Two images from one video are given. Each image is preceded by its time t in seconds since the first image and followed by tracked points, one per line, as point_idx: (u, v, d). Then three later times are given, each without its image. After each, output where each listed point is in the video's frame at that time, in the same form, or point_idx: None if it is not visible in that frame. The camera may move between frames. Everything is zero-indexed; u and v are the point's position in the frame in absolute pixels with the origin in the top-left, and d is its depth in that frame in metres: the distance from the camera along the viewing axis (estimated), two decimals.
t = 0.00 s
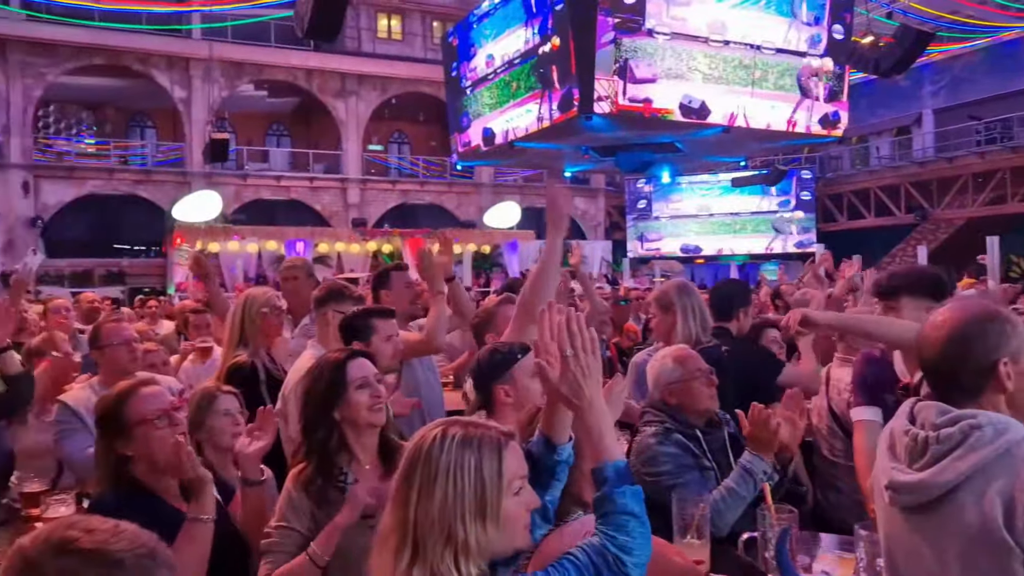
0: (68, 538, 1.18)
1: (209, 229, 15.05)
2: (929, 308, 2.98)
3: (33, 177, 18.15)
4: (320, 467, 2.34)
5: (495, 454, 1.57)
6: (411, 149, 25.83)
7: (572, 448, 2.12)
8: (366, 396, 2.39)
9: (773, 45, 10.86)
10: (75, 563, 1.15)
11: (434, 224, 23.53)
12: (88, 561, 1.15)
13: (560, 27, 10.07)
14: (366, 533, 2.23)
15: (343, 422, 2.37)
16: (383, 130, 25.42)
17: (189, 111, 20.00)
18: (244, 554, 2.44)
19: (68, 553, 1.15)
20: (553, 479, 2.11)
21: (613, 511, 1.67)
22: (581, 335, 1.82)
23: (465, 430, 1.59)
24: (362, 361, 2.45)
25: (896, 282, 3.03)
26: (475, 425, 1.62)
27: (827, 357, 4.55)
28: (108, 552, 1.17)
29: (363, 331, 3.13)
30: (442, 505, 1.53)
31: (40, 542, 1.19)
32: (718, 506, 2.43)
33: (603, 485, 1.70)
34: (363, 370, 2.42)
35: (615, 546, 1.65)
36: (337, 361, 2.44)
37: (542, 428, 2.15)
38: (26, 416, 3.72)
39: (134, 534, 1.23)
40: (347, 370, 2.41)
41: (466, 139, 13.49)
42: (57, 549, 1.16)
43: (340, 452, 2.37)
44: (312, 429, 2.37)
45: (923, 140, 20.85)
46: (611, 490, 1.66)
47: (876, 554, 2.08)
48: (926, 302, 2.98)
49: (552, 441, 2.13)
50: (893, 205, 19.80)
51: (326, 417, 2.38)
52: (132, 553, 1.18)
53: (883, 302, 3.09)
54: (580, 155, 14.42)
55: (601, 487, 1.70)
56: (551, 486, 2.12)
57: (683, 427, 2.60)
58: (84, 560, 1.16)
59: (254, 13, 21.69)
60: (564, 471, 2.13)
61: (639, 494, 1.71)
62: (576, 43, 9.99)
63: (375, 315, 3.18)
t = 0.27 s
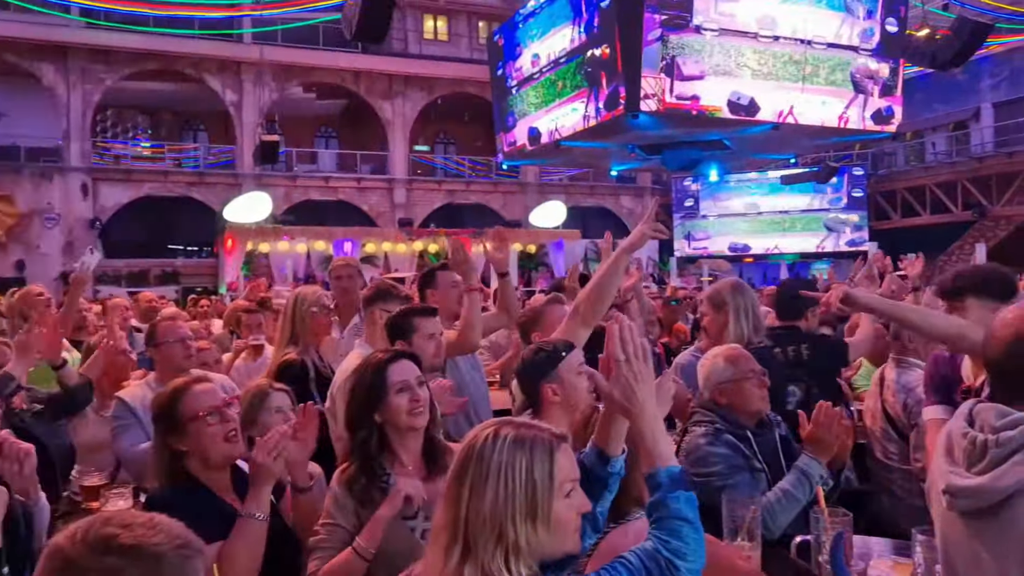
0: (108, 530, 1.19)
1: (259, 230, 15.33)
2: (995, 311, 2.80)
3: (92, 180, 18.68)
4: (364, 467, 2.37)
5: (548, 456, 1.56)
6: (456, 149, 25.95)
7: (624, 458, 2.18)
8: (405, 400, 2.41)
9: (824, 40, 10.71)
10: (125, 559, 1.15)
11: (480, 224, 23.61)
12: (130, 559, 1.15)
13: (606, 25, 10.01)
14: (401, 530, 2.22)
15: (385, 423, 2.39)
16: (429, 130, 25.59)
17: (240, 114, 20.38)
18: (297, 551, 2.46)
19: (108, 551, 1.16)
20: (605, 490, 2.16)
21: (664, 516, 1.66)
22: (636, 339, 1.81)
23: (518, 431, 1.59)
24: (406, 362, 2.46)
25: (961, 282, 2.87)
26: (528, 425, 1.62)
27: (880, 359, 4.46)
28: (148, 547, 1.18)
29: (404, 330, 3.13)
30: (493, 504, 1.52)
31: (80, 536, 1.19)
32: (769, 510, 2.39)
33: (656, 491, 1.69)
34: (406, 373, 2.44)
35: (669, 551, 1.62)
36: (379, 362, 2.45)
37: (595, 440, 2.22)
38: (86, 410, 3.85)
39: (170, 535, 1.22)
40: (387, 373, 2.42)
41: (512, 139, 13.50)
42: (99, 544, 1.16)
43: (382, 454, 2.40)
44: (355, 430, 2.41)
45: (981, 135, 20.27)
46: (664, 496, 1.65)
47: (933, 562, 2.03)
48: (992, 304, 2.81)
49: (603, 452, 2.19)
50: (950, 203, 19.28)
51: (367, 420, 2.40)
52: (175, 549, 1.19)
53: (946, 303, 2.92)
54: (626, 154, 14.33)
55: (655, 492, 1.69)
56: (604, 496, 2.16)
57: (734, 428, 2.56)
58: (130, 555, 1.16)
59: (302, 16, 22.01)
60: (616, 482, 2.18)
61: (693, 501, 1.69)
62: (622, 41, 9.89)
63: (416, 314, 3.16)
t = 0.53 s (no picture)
0: (135, 533, 1.21)
1: (299, 230, 15.51)
2: None
3: (138, 182, 19.07)
4: (396, 468, 2.37)
5: (587, 457, 1.56)
6: (493, 149, 26.00)
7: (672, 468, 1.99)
8: (419, 413, 2.38)
9: (868, 35, 10.57)
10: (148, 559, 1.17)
11: (517, 224, 23.60)
12: (153, 561, 1.17)
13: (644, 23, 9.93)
14: (429, 531, 2.24)
15: (407, 430, 2.38)
16: (467, 131, 25.68)
17: (281, 116, 20.62)
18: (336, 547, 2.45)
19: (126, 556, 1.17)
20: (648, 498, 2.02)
21: (698, 518, 1.65)
22: (677, 341, 1.78)
23: (558, 430, 1.58)
24: (423, 371, 2.43)
25: None
26: (569, 426, 1.62)
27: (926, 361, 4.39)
28: (173, 548, 1.19)
29: (435, 331, 3.14)
30: (531, 503, 1.52)
31: (109, 538, 1.21)
32: (808, 512, 2.35)
33: (689, 493, 1.68)
34: (422, 383, 2.41)
35: (703, 552, 1.61)
36: (397, 370, 2.43)
37: (643, 445, 2.03)
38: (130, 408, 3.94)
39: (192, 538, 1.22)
40: (402, 386, 2.41)
41: (549, 138, 13.48)
42: (123, 547, 1.18)
43: (409, 456, 2.40)
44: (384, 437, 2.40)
45: None
46: (700, 498, 1.64)
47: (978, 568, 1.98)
48: None
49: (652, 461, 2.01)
50: (998, 199, 18.80)
51: (392, 426, 2.40)
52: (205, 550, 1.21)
53: None
54: (664, 152, 14.21)
55: (692, 495, 1.68)
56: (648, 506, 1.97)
57: (773, 430, 2.52)
58: (163, 558, 1.18)
59: (341, 19, 22.24)
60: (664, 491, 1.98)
61: (727, 503, 1.67)
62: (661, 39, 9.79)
63: (448, 314, 3.16)
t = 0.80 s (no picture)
0: (150, 530, 1.23)
1: (330, 231, 15.65)
2: None
3: (171, 184, 19.35)
4: (417, 470, 2.37)
5: (608, 457, 1.56)
6: (522, 149, 26.03)
7: (691, 464, 2.05)
8: (433, 419, 2.34)
9: (901, 31, 10.43)
10: (160, 552, 1.19)
11: (546, 224, 23.60)
12: (165, 555, 1.19)
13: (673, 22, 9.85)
14: (448, 532, 2.23)
15: (420, 438, 2.37)
16: (496, 131, 25.74)
17: (311, 118, 20.82)
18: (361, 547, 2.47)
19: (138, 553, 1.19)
20: (671, 495, 2.04)
21: (726, 525, 1.63)
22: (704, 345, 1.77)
23: (579, 432, 1.58)
24: (427, 382, 2.38)
25: None
26: (588, 426, 1.62)
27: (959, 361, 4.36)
28: (185, 545, 1.21)
29: (457, 330, 3.14)
30: (553, 502, 1.52)
31: (125, 534, 1.23)
32: (836, 516, 2.33)
33: (718, 500, 1.66)
34: (425, 395, 2.36)
35: (726, 560, 1.60)
36: (403, 380, 2.41)
37: (661, 442, 2.10)
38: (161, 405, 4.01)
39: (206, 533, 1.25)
40: (407, 398, 2.39)
41: (578, 138, 13.47)
42: (136, 543, 1.21)
43: (430, 459, 2.38)
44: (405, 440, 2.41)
45: None
46: (725, 504, 1.63)
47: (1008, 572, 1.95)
48: None
49: (669, 457, 2.07)
50: None
51: (407, 432, 2.40)
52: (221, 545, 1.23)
53: None
54: (694, 151, 14.11)
55: (716, 500, 1.66)
56: (670, 502, 2.04)
57: (801, 431, 2.50)
58: (180, 554, 1.20)
59: (371, 20, 22.42)
60: (683, 488, 2.06)
61: (756, 512, 1.66)
62: (691, 37, 9.72)
63: (469, 313, 3.15)
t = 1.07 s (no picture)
0: (141, 533, 1.25)
1: (353, 231, 15.73)
2: None
3: (198, 185, 19.56)
4: (428, 471, 2.39)
5: (607, 454, 1.56)
6: (546, 148, 26.02)
7: (698, 477, 2.02)
8: (443, 418, 2.38)
9: (928, 27, 10.31)
10: (151, 551, 1.22)
11: (569, 223, 23.57)
12: (156, 552, 1.22)
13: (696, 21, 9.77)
14: (460, 533, 2.25)
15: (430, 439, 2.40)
16: (519, 131, 25.74)
17: (336, 119, 20.95)
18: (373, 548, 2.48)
19: (130, 554, 1.22)
20: (676, 508, 2.02)
21: (727, 531, 1.62)
22: (709, 353, 1.74)
23: (577, 430, 1.59)
24: (431, 384, 2.40)
25: None
26: (587, 424, 1.62)
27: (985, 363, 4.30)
28: (173, 544, 1.23)
29: (472, 330, 3.16)
30: (553, 502, 1.53)
31: (114, 537, 1.27)
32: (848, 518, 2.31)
33: (721, 505, 1.65)
34: (431, 396, 2.40)
35: (728, 565, 1.57)
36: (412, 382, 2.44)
37: (668, 455, 2.04)
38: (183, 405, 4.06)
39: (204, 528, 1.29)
40: (415, 402, 2.42)
41: (601, 137, 13.44)
42: (126, 544, 1.24)
43: (442, 460, 2.39)
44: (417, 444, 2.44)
45: None
46: (726, 510, 1.61)
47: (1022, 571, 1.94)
48: None
49: (676, 471, 2.03)
50: None
51: (418, 434, 2.44)
52: (212, 544, 1.25)
53: None
54: (718, 149, 14.01)
55: (718, 506, 1.65)
56: (675, 515, 2.02)
57: (818, 433, 2.48)
58: (171, 555, 1.22)
59: (395, 21, 22.53)
60: (689, 501, 2.03)
61: (759, 519, 1.64)
62: (714, 35, 9.66)
63: (485, 312, 3.17)
